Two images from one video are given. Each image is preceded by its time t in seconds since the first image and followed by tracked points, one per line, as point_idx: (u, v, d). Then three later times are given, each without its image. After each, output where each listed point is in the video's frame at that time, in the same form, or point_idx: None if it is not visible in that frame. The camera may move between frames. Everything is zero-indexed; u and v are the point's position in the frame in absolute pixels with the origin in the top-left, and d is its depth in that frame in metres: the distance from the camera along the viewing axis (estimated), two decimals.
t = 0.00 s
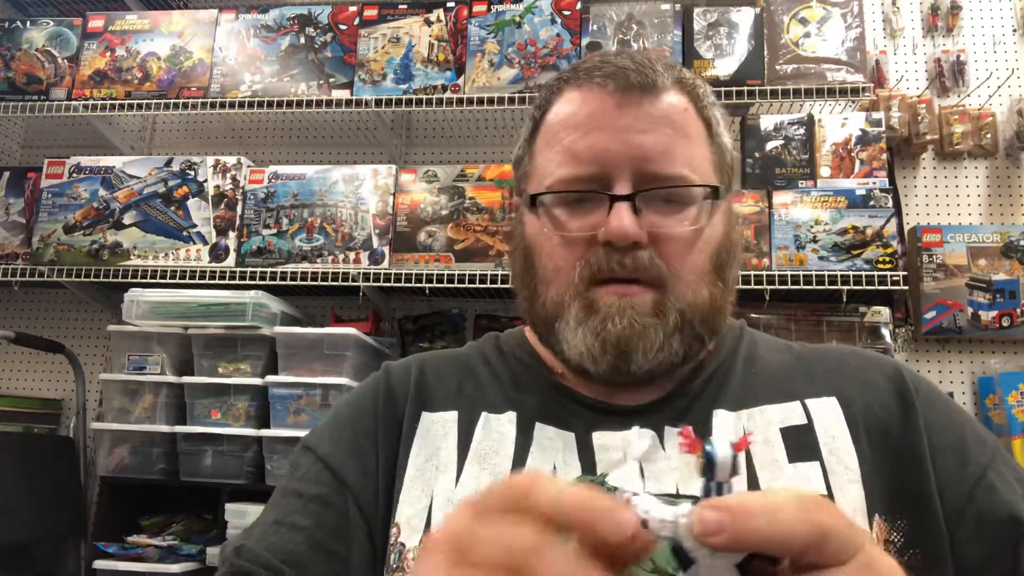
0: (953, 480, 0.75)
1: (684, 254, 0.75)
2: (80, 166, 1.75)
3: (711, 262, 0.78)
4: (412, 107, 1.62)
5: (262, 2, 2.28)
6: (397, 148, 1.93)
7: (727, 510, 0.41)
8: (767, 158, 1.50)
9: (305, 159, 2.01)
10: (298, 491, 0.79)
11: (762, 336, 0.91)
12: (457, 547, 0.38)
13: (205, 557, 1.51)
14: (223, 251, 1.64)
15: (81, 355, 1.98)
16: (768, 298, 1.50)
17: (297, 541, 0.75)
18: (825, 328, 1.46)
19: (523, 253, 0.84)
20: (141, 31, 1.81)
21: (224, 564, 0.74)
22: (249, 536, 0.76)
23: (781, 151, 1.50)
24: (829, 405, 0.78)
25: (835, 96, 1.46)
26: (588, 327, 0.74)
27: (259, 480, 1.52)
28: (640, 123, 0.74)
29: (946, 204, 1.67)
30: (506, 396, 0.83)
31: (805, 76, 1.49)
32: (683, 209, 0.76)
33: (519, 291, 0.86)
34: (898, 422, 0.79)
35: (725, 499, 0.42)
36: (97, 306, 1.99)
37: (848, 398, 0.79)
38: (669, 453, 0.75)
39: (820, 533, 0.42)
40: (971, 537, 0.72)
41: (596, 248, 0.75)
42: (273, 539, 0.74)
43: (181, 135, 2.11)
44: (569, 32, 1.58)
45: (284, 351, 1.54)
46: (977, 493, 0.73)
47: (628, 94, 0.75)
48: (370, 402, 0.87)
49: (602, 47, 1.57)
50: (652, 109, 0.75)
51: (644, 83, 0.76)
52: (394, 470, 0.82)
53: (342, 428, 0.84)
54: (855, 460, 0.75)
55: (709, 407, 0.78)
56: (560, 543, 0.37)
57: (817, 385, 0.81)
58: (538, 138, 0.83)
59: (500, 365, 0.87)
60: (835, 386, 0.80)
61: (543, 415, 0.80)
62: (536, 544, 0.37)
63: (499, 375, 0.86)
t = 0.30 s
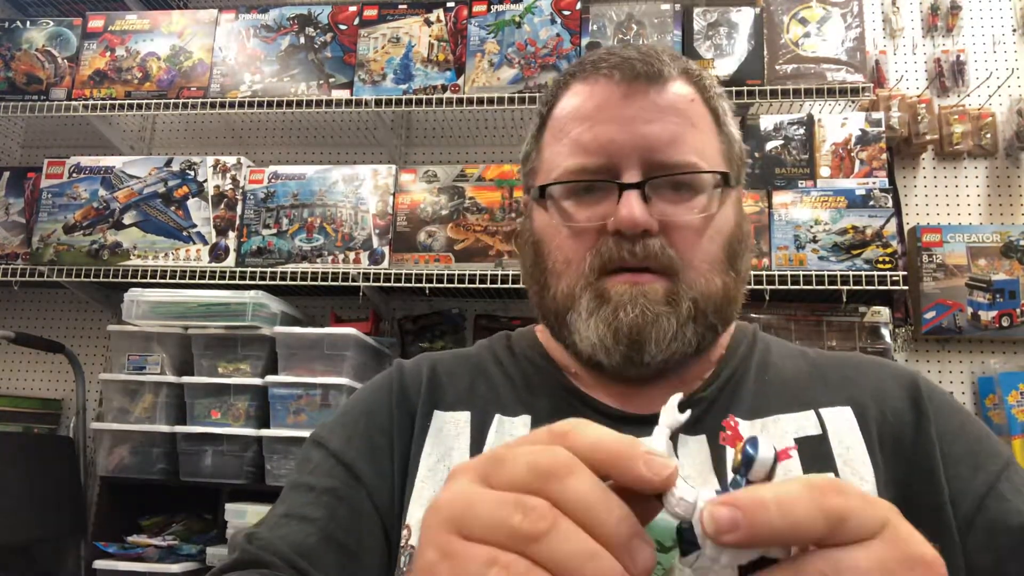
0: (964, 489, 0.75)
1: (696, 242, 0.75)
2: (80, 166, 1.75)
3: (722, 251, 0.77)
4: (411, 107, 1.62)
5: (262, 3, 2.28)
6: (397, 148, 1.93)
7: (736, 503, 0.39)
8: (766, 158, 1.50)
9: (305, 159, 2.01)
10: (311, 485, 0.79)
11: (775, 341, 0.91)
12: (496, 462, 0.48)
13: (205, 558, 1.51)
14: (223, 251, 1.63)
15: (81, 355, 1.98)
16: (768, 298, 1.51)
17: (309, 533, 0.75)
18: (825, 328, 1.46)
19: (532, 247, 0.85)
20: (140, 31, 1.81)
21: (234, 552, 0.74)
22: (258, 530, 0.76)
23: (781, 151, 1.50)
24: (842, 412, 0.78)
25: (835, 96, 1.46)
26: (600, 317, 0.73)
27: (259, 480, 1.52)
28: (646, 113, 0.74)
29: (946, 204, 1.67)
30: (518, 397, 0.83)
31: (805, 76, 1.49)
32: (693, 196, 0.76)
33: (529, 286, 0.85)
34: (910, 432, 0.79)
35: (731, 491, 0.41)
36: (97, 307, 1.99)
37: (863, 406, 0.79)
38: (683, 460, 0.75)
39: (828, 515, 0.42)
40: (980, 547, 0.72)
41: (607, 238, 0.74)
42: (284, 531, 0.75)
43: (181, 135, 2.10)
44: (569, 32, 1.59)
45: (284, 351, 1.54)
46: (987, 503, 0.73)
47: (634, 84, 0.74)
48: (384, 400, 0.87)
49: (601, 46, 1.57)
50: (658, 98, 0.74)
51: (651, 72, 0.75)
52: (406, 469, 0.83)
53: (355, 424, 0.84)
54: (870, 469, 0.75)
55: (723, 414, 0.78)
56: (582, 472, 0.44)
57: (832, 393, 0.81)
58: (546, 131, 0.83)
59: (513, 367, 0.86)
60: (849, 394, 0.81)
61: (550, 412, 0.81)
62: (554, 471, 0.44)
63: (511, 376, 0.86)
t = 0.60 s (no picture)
0: (970, 496, 0.76)
1: (716, 242, 0.74)
2: (80, 166, 1.75)
3: (743, 253, 0.77)
4: (411, 107, 1.62)
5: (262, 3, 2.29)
6: (397, 148, 1.93)
7: (724, 466, 0.39)
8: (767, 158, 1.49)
9: (305, 159, 2.02)
10: (322, 483, 0.79)
11: (786, 343, 0.92)
12: (501, 454, 0.47)
13: (205, 557, 1.51)
14: (223, 251, 1.64)
15: (80, 355, 1.98)
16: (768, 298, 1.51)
17: (319, 531, 0.75)
18: (825, 328, 1.46)
19: (551, 236, 0.84)
20: (140, 31, 1.81)
21: (243, 551, 0.74)
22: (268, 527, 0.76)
23: (781, 151, 1.50)
24: (853, 420, 0.79)
25: (835, 96, 1.46)
26: (614, 308, 0.71)
27: (259, 480, 1.52)
28: (678, 107, 0.73)
29: (947, 204, 1.67)
30: (530, 398, 0.83)
31: (805, 76, 1.49)
32: (716, 196, 0.74)
33: (547, 278, 0.85)
34: (919, 437, 0.80)
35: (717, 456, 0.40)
36: (97, 306, 1.99)
37: (873, 411, 0.80)
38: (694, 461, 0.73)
39: (823, 479, 0.41)
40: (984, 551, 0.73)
41: (626, 229, 0.73)
42: (295, 529, 0.74)
43: (181, 135, 2.11)
44: (569, 32, 1.59)
45: (283, 352, 1.55)
46: (992, 510, 0.74)
47: (667, 76, 0.74)
48: (394, 399, 0.87)
49: (601, 46, 1.57)
50: (694, 91, 0.74)
51: (685, 65, 0.75)
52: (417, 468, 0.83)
53: (365, 423, 0.85)
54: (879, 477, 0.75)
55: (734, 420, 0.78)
56: (590, 459, 0.44)
57: (842, 397, 0.81)
58: (572, 122, 0.83)
59: (522, 366, 0.86)
60: (860, 398, 0.81)
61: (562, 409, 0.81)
62: (560, 460, 0.44)
63: (521, 376, 0.85)
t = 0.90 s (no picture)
0: (971, 500, 0.76)
1: (728, 252, 0.74)
2: (80, 166, 1.75)
3: (755, 264, 0.78)
4: (411, 107, 1.62)
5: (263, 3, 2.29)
6: (397, 148, 1.93)
7: (717, 425, 0.42)
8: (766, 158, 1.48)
9: (304, 159, 2.02)
10: (324, 485, 0.79)
11: (792, 345, 0.92)
12: (502, 444, 0.48)
13: (205, 557, 1.51)
14: (223, 251, 1.64)
15: (81, 355, 1.98)
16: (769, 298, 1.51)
17: (322, 534, 0.75)
18: (825, 327, 1.46)
19: (564, 228, 0.83)
20: (140, 31, 1.81)
21: (246, 553, 0.74)
22: (271, 530, 0.76)
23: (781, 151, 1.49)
24: (857, 422, 0.79)
25: (835, 96, 1.46)
26: (623, 307, 0.71)
27: (259, 480, 1.52)
28: (704, 109, 0.73)
29: (947, 204, 1.67)
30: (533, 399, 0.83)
31: (804, 76, 1.49)
32: (733, 203, 0.74)
33: (556, 272, 0.85)
34: (923, 441, 0.80)
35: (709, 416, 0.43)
36: (97, 306, 1.99)
37: (876, 413, 0.80)
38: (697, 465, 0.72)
39: (810, 451, 0.43)
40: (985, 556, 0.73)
41: (641, 229, 0.73)
42: (297, 532, 0.74)
43: (181, 136, 2.11)
44: (569, 32, 1.59)
45: (284, 352, 1.55)
46: (993, 515, 0.74)
47: (697, 75, 0.73)
48: (396, 400, 0.87)
49: (601, 47, 1.57)
50: (724, 93, 0.74)
51: (717, 65, 0.75)
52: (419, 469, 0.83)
53: (368, 423, 0.85)
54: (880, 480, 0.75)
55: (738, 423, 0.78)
56: (592, 445, 0.45)
57: (846, 399, 0.81)
58: (592, 116, 0.82)
59: (525, 366, 0.86)
60: (864, 400, 0.81)
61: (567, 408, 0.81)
62: (565, 450, 0.45)
63: (524, 376, 0.85)
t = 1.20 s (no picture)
0: (972, 502, 0.76)
1: (729, 258, 0.74)
2: (80, 166, 1.75)
3: (755, 269, 0.78)
4: (411, 107, 1.62)
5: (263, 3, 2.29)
6: (397, 148, 1.93)
7: (709, 432, 0.42)
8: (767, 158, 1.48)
9: (304, 159, 2.02)
10: (323, 491, 0.80)
11: (792, 345, 0.91)
12: (499, 453, 0.48)
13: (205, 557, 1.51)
14: (223, 251, 1.64)
15: (81, 356, 1.98)
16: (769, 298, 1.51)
17: (321, 540, 0.75)
18: (825, 328, 1.46)
19: (561, 232, 0.83)
20: (140, 31, 1.81)
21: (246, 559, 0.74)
22: (270, 536, 0.76)
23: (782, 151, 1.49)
24: (857, 424, 0.79)
25: (834, 96, 1.46)
26: (623, 314, 0.72)
27: (259, 480, 1.52)
28: (704, 112, 0.72)
29: (947, 204, 1.67)
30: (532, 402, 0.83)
31: (804, 76, 1.49)
32: (731, 208, 0.75)
33: (554, 275, 0.85)
34: (923, 444, 0.80)
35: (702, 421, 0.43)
36: (97, 306, 2.00)
37: (876, 415, 0.80)
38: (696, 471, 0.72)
39: (803, 456, 0.43)
40: (984, 559, 0.73)
41: (639, 235, 0.72)
42: (297, 539, 0.75)
43: (181, 136, 2.11)
44: (569, 32, 1.59)
45: (283, 351, 1.54)
46: (994, 518, 0.74)
47: (697, 78, 0.73)
48: (395, 403, 0.87)
49: (602, 47, 1.57)
50: (724, 97, 0.73)
51: (717, 69, 0.75)
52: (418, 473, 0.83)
53: (367, 428, 0.85)
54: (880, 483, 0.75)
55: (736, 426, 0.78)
56: (590, 452, 0.45)
57: (846, 400, 0.81)
58: (591, 117, 0.82)
59: (524, 368, 0.86)
60: (865, 402, 0.81)
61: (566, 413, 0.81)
62: (563, 458, 0.45)
63: (523, 379, 0.85)
